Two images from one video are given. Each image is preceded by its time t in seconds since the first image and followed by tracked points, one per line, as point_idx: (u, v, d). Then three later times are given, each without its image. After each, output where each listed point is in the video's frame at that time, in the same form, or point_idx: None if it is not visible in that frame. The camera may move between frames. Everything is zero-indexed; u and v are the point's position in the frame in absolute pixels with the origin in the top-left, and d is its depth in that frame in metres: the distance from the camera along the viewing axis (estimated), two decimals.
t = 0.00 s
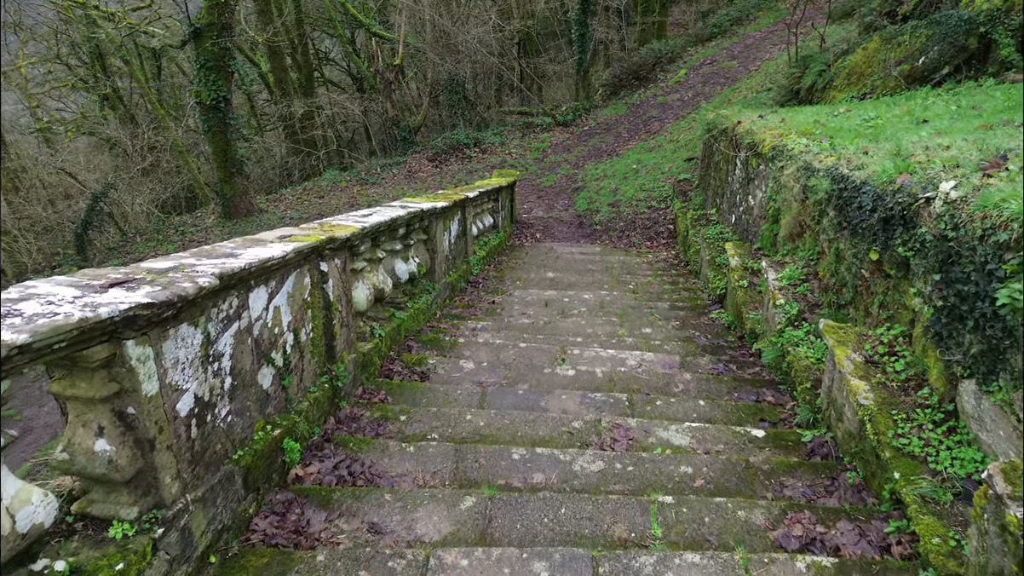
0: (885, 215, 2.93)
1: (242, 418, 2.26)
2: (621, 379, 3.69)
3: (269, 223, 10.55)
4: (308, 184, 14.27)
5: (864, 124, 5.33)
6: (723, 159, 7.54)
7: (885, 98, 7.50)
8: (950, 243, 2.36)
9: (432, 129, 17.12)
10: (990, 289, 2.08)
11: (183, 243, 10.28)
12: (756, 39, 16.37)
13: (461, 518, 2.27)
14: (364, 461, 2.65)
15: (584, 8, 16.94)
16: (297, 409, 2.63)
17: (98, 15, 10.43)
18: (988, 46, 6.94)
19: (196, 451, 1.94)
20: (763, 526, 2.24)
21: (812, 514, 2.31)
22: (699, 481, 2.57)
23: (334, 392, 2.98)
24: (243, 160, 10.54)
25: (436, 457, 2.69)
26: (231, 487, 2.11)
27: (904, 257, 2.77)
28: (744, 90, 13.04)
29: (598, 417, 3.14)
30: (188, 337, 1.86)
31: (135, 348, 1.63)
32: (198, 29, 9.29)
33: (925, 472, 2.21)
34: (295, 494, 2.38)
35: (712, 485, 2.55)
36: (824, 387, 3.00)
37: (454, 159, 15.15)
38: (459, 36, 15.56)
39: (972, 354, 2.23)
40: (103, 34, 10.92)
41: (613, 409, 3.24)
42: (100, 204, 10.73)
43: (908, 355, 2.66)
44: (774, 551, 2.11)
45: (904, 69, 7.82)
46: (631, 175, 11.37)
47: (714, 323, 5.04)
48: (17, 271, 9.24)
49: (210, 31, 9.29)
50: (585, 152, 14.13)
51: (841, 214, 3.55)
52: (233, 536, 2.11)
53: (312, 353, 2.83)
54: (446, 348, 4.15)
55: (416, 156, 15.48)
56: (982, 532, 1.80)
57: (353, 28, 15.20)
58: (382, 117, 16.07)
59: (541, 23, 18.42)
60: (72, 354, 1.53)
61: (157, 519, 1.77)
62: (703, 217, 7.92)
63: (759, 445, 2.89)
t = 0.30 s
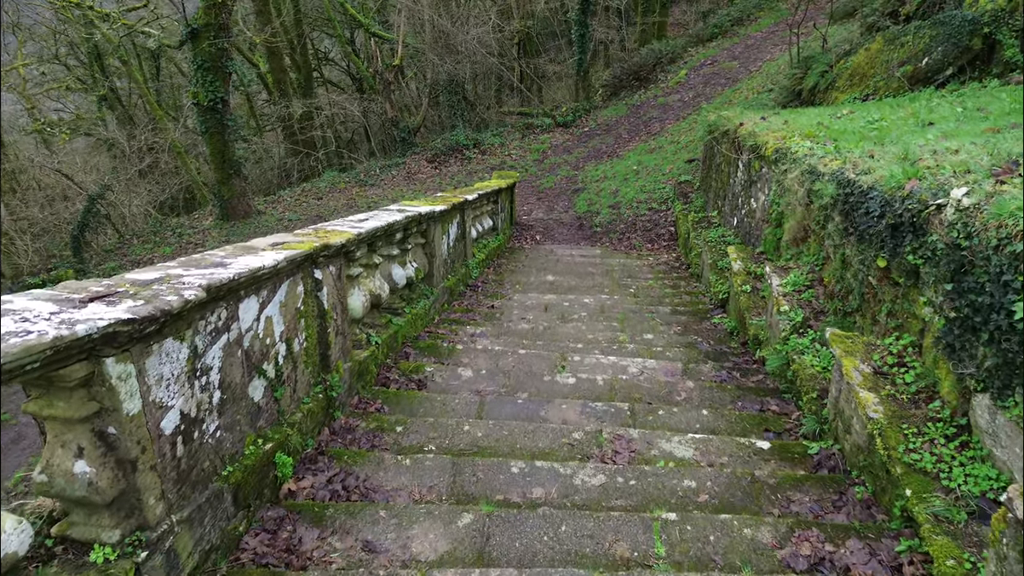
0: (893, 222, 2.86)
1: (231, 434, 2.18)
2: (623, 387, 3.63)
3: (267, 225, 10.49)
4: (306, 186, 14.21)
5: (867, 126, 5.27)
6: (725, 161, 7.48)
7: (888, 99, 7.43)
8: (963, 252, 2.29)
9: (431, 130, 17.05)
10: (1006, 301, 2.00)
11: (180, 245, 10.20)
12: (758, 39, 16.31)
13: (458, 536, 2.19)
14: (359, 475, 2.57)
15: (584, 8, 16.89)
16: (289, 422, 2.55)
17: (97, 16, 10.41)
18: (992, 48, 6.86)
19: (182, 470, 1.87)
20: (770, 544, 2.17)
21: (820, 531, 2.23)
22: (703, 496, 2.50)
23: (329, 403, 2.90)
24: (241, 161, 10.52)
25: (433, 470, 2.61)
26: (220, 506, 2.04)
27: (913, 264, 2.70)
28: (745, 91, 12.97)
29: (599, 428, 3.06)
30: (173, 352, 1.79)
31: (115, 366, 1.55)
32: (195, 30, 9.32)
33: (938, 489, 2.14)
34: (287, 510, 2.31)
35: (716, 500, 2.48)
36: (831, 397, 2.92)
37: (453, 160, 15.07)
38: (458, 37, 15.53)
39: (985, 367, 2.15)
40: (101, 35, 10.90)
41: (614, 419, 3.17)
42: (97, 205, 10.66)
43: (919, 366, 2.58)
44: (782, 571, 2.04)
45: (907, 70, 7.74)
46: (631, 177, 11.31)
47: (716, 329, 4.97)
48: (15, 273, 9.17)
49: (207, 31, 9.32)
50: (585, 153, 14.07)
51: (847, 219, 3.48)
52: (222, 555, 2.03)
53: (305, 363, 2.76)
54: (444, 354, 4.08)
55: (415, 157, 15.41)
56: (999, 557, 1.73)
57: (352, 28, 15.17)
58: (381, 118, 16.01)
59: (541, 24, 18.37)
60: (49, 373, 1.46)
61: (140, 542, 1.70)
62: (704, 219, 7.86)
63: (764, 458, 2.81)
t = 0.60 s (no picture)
0: (903, 228, 2.78)
1: (222, 449, 2.11)
2: (624, 395, 3.56)
3: (265, 227, 10.44)
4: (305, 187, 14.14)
5: (872, 128, 5.19)
6: (727, 163, 7.41)
7: (891, 100, 7.36)
8: (978, 261, 2.21)
9: (431, 130, 16.97)
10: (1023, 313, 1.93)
11: (178, 247, 10.13)
12: (759, 39, 16.23)
13: (456, 555, 2.12)
14: (355, 489, 2.50)
15: (584, 8, 16.83)
16: (282, 436, 2.48)
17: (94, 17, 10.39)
18: (997, 48, 6.80)
19: (169, 490, 1.80)
20: (779, 564, 2.09)
21: (830, 548, 2.16)
22: (709, 511, 2.42)
23: (324, 413, 2.83)
24: (239, 162, 10.49)
25: (430, 485, 2.54)
26: (209, 526, 1.97)
27: (924, 272, 2.63)
28: (747, 91, 12.90)
29: (601, 439, 2.99)
30: (159, 368, 1.72)
31: (96, 385, 1.48)
32: (192, 30, 9.32)
33: (953, 508, 2.07)
34: (280, 528, 2.23)
35: (722, 515, 2.40)
36: (839, 408, 2.85)
37: (453, 161, 14.99)
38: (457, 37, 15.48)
39: (1000, 381, 2.08)
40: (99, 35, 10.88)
41: (616, 430, 3.09)
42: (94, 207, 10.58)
43: (931, 378, 2.51)
44: None
45: (911, 71, 7.65)
46: (632, 178, 11.24)
47: (719, 334, 4.90)
48: (11, 276, 9.06)
49: (205, 32, 9.31)
50: (586, 154, 14.00)
51: (854, 225, 3.40)
52: None
53: (300, 374, 2.69)
54: (443, 361, 4.00)
55: (415, 158, 15.33)
56: None
57: (351, 28, 15.12)
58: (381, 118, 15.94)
59: (541, 24, 18.30)
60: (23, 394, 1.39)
61: (123, 568, 1.63)
62: (706, 222, 7.78)
63: (771, 470, 2.74)
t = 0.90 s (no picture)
0: (914, 235, 2.71)
1: (210, 466, 2.04)
2: (627, 404, 3.48)
3: (263, 228, 10.37)
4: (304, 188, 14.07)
5: (877, 131, 5.12)
6: (729, 165, 7.34)
7: (894, 102, 7.29)
8: (994, 271, 2.13)
9: (430, 131, 16.90)
10: None
11: (175, 249, 10.07)
12: (760, 40, 16.18)
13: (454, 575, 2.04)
14: (349, 504, 2.42)
15: (584, 9, 16.76)
16: (274, 449, 2.41)
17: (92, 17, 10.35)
18: (1002, 49, 6.77)
19: (153, 511, 1.72)
20: None
21: (841, 567, 2.08)
22: (714, 528, 2.34)
23: (318, 425, 2.76)
24: (237, 164, 10.43)
25: (427, 499, 2.46)
26: (196, 546, 1.89)
27: (935, 281, 2.56)
28: (748, 92, 12.84)
29: (603, 450, 2.91)
30: (142, 386, 1.65)
31: (73, 405, 1.41)
32: (190, 30, 9.28)
33: (968, 527, 2.00)
34: (271, 546, 2.16)
35: (727, 532, 2.32)
36: (848, 420, 2.78)
37: (453, 162, 14.92)
38: (457, 37, 15.42)
39: (1017, 395, 2.00)
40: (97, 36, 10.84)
41: (618, 441, 3.02)
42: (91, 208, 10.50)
43: (942, 390, 2.43)
44: None
45: (915, 71, 7.58)
46: (633, 180, 11.17)
47: (722, 339, 4.83)
48: (6, 277, 8.81)
49: (203, 32, 9.27)
50: (586, 155, 13.93)
51: (861, 230, 3.33)
52: None
53: (294, 385, 2.62)
54: (441, 368, 3.93)
55: (414, 159, 15.26)
56: None
57: (351, 28, 15.07)
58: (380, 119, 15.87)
59: (541, 23, 18.22)
60: None
61: None
62: (707, 224, 7.71)
63: (777, 484, 2.66)
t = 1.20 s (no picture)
0: (922, 243, 2.64)
1: (197, 484, 1.97)
2: (627, 413, 3.41)
3: (260, 230, 10.30)
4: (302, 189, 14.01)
5: (881, 134, 5.05)
6: (730, 167, 7.27)
7: (897, 104, 7.22)
8: (1008, 282, 2.06)
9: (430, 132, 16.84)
10: None
11: (172, 251, 10.01)
12: (761, 40, 16.11)
13: None
14: (341, 519, 2.35)
15: (584, 9, 16.69)
16: (264, 464, 2.33)
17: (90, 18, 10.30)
18: (1005, 50, 6.65)
19: (135, 535, 1.65)
20: None
21: None
22: (718, 546, 2.27)
23: (311, 437, 2.69)
24: (235, 165, 10.38)
25: (423, 515, 2.39)
26: (181, 568, 1.83)
27: (946, 290, 2.49)
28: (749, 93, 12.77)
29: (604, 463, 2.85)
30: (123, 405, 1.58)
31: (46, 428, 1.34)
32: (187, 31, 9.23)
33: (982, 547, 1.93)
34: (260, 565, 2.09)
35: (732, 550, 2.24)
36: (855, 432, 2.70)
37: (452, 163, 14.85)
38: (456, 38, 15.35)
39: None
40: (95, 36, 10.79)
41: (619, 453, 2.95)
42: (87, 210, 10.43)
43: (953, 404, 2.36)
44: None
45: (917, 73, 7.51)
46: (633, 181, 11.10)
47: (724, 345, 4.76)
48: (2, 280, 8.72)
49: (199, 33, 9.22)
50: (586, 157, 13.86)
51: (867, 237, 3.25)
52: None
53: (285, 396, 2.55)
54: (438, 375, 3.86)
55: (413, 160, 15.19)
56: None
57: (349, 29, 15.00)
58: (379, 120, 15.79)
59: (541, 24, 18.15)
60: None
61: None
62: (708, 227, 7.64)
63: (782, 498, 2.58)
